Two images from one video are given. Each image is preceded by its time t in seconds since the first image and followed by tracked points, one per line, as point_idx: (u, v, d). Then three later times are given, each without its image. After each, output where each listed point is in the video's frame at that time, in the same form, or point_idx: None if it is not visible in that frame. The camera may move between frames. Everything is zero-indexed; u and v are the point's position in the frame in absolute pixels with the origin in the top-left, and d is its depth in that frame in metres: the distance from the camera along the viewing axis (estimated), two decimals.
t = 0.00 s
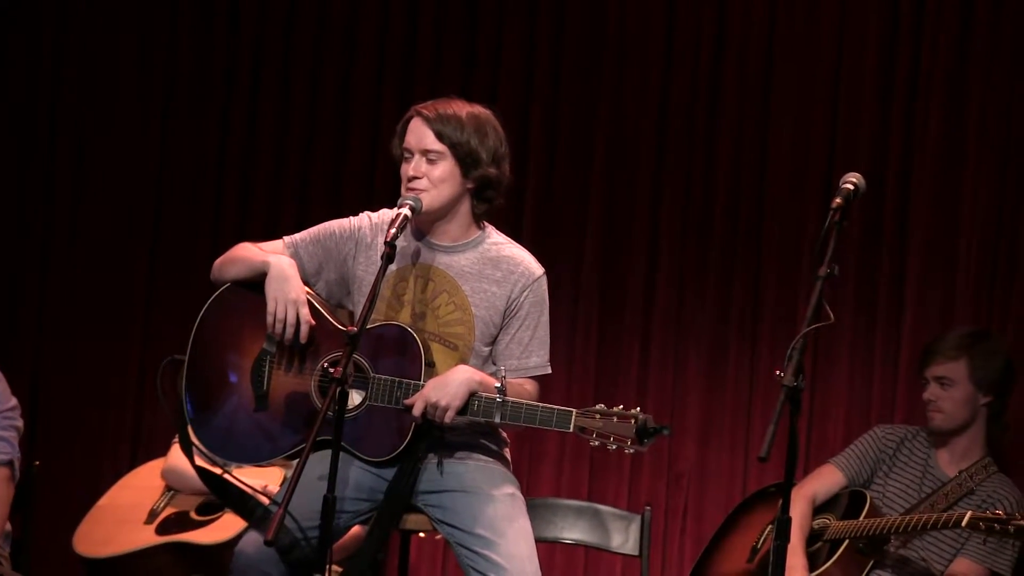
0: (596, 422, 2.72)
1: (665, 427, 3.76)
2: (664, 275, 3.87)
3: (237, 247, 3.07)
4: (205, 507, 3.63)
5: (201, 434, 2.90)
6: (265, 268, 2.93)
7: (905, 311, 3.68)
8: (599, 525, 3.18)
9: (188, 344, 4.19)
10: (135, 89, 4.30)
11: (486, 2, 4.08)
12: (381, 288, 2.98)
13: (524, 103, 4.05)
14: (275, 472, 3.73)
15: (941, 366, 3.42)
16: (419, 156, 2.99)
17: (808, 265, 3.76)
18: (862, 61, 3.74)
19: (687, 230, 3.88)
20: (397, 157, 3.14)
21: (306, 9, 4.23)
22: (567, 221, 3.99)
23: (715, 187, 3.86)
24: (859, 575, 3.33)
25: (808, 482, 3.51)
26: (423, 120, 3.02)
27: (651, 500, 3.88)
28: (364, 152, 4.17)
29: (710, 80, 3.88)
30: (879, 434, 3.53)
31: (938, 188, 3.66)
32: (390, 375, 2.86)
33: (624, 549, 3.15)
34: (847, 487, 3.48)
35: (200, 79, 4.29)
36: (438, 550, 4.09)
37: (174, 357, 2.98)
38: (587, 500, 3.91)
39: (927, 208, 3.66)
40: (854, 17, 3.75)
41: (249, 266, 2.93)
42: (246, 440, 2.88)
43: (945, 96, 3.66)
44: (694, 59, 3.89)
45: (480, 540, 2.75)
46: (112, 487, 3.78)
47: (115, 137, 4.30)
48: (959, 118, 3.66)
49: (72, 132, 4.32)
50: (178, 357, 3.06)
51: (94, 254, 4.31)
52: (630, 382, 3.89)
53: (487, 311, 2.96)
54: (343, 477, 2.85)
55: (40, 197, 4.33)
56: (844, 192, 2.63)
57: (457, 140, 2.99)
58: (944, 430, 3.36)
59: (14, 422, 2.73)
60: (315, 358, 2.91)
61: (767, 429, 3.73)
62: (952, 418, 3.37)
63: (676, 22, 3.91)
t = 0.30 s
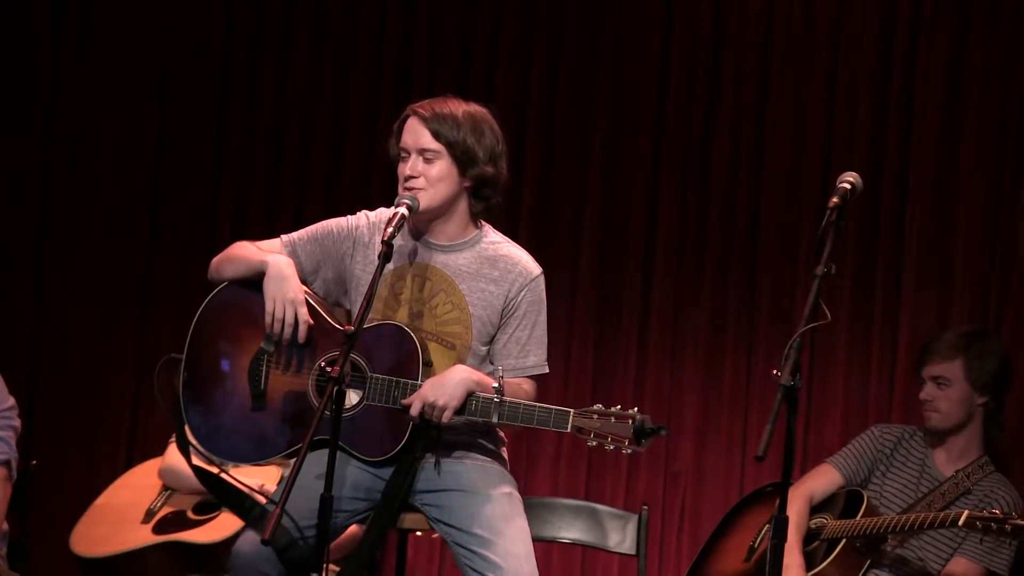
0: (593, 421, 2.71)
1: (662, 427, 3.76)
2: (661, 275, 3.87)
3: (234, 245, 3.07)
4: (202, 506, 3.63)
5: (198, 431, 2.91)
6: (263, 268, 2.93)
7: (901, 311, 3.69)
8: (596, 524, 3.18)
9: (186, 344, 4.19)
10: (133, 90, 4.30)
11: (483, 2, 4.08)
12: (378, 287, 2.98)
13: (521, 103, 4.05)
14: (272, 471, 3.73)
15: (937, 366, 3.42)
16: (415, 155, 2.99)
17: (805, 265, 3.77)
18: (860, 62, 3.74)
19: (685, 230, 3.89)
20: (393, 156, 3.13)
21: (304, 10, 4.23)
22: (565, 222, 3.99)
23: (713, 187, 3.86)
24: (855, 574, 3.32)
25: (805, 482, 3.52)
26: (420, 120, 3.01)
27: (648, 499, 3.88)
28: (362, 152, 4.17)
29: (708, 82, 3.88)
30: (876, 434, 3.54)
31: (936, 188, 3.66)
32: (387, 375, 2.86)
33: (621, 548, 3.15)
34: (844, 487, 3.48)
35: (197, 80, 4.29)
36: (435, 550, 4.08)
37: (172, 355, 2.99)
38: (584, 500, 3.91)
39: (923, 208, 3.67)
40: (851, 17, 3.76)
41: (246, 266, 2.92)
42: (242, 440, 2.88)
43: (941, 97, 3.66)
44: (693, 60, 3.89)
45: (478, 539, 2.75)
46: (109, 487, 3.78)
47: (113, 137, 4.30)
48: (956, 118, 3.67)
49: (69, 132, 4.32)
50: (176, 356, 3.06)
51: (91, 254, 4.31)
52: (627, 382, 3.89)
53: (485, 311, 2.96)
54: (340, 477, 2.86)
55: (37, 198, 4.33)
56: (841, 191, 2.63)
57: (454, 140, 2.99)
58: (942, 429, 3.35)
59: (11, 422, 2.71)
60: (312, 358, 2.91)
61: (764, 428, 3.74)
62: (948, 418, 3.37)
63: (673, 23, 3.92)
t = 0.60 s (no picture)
0: (590, 419, 2.72)
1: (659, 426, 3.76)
2: (657, 274, 3.87)
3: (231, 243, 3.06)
4: (199, 504, 3.64)
5: (197, 431, 2.89)
6: (260, 267, 2.91)
7: (898, 310, 3.69)
8: (593, 521, 3.18)
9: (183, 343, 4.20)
10: (130, 89, 4.31)
11: (479, 2, 4.08)
12: (375, 285, 2.98)
13: (518, 102, 4.05)
14: (270, 469, 3.73)
15: (934, 364, 3.43)
16: (414, 153, 2.99)
17: (802, 264, 3.77)
18: (857, 59, 3.74)
19: (682, 228, 3.89)
20: (392, 154, 3.13)
21: (300, 10, 4.23)
22: (562, 221, 3.99)
23: (710, 185, 3.86)
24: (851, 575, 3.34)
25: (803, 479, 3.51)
26: (419, 118, 3.01)
27: (646, 497, 3.88)
28: (359, 149, 4.18)
29: (705, 79, 3.88)
30: (873, 432, 3.55)
31: (933, 185, 3.66)
32: (384, 373, 2.86)
33: (619, 545, 3.16)
34: (842, 485, 3.48)
35: (194, 79, 4.29)
36: (432, 549, 4.08)
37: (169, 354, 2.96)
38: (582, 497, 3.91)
39: (919, 207, 3.66)
40: (847, 17, 3.76)
41: (243, 265, 2.92)
42: (240, 438, 2.88)
43: (938, 96, 3.66)
44: (689, 58, 3.89)
45: (474, 537, 2.75)
46: (107, 485, 3.78)
47: (111, 136, 4.31)
48: (953, 115, 3.66)
49: (66, 131, 4.32)
50: (171, 355, 3.02)
51: (88, 253, 4.31)
52: (624, 381, 3.89)
53: (482, 309, 2.96)
54: (337, 475, 2.85)
55: (34, 199, 4.33)
56: (838, 189, 2.64)
57: (452, 138, 2.99)
58: (939, 428, 3.37)
59: (8, 421, 2.69)
60: (309, 356, 2.91)
61: (761, 426, 3.74)
62: (946, 416, 3.38)
63: (669, 22, 3.91)
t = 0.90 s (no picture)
0: (587, 420, 2.72)
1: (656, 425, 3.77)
2: (654, 273, 3.88)
3: (228, 241, 3.05)
4: (195, 503, 3.64)
5: (193, 429, 2.89)
6: (257, 266, 2.92)
7: (895, 309, 3.69)
8: (591, 521, 3.19)
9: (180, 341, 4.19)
10: (127, 87, 4.31)
11: (477, 2, 4.08)
12: (372, 284, 2.98)
13: (515, 102, 4.05)
14: (266, 468, 3.72)
15: (930, 363, 3.44)
16: (412, 152, 2.99)
17: (799, 264, 3.77)
18: (854, 59, 3.75)
19: (679, 227, 3.89)
20: (390, 152, 3.13)
21: (298, 9, 4.23)
22: (559, 220, 4.00)
23: (707, 184, 3.86)
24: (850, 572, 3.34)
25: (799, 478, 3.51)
26: (417, 116, 3.01)
27: (642, 496, 3.88)
28: (356, 147, 4.17)
29: (702, 78, 3.88)
30: (870, 431, 3.55)
31: (929, 183, 3.66)
32: (381, 373, 2.86)
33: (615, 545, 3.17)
34: (839, 484, 3.49)
35: (191, 78, 4.29)
36: (429, 548, 4.08)
37: (165, 354, 2.98)
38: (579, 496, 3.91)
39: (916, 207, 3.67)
40: (845, 17, 3.76)
41: (240, 264, 2.92)
42: (237, 437, 2.88)
43: (936, 96, 3.66)
44: (686, 57, 3.90)
45: (471, 536, 2.75)
46: (104, 484, 3.78)
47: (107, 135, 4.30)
48: (950, 113, 3.67)
49: (62, 130, 4.32)
50: (166, 355, 3.04)
51: (85, 252, 4.30)
52: (621, 380, 3.89)
53: (479, 309, 2.96)
54: (334, 474, 2.85)
55: (31, 197, 4.33)
56: (835, 188, 2.64)
57: (450, 137, 2.99)
58: (936, 428, 3.38)
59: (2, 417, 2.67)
60: (305, 355, 2.91)
61: (757, 425, 3.74)
62: (942, 415, 3.39)
63: (667, 22, 3.92)
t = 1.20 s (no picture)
0: (582, 417, 2.72)
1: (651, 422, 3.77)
2: (650, 270, 3.88)
3: (225, 237, 3.06)
4: (190, 499, 3.63)
5: (187, 423, 2.91)
6: (253, 262, 2.92)
7: (890, 308, 3.70)
8: (586, 517, 3.19)
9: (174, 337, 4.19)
10: (122, 84, 4.30)
11: None
12: (368, 280, 2.98)
13: (511, 99, 4.05)
14: (262, 464, 3.72)
15: (925, 361, 3.44)
16: (408, 149, 2.99)
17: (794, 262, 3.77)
18: (849, 57, 3.75)
19: (675, 224, 3.89)
20: (387, 148, 3.13)
21: (293, 6, 4.23)
22: (554, 217, 4.00)
23: (702, 182, 3.87)
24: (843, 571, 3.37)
25: (794, 476, 3.53)
26: (414, 113, 3.01)
27: (637, 494, 3.88)
28: (351, 142, 4.17)
29: (697, 76, 3.88)
30: (864, 429, 3.56)
31: (923, 181, 3.67)
32: (375, 369, 2.86)
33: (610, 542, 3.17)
34: (833, 481, 3.50)
35: (187, 74, 4.29)
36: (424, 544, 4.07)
37: (160, 349, 2.97)
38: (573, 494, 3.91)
39: (912, 205, 3.67)
40: (841, 16, 3.76)
41: (236, 259, 2.92)
42: (231, 433, 2.88)
43: (931, 96, 3.67)
44: (681, 54, 3.90)
45: (466, 532, 2.75)
46: (98, 479, 3.78)
47: (101, 131, 4.29)
48: (945, 111, 3.67)
49: (57, 126, 4.31)
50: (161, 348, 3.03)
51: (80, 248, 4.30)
52: (616, 377, 3.89)
53: (475, 306, 2.96)
54: (329, 471, 2.86)
55: (25, 193, 4.32)
56: (830, 185, 2.65)
57: (447, 134, 2.99)
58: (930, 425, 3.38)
59: None
60: (301, 351, 2.90)
61: (752, 422, 3.74)
62: (937, 413, 3.39)
63: (663, 21, 3.92)
